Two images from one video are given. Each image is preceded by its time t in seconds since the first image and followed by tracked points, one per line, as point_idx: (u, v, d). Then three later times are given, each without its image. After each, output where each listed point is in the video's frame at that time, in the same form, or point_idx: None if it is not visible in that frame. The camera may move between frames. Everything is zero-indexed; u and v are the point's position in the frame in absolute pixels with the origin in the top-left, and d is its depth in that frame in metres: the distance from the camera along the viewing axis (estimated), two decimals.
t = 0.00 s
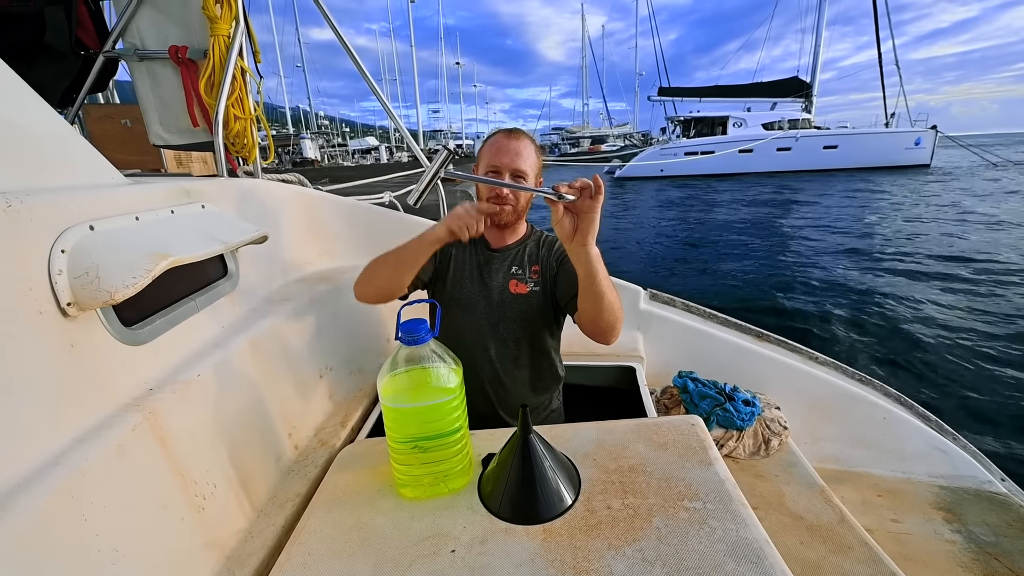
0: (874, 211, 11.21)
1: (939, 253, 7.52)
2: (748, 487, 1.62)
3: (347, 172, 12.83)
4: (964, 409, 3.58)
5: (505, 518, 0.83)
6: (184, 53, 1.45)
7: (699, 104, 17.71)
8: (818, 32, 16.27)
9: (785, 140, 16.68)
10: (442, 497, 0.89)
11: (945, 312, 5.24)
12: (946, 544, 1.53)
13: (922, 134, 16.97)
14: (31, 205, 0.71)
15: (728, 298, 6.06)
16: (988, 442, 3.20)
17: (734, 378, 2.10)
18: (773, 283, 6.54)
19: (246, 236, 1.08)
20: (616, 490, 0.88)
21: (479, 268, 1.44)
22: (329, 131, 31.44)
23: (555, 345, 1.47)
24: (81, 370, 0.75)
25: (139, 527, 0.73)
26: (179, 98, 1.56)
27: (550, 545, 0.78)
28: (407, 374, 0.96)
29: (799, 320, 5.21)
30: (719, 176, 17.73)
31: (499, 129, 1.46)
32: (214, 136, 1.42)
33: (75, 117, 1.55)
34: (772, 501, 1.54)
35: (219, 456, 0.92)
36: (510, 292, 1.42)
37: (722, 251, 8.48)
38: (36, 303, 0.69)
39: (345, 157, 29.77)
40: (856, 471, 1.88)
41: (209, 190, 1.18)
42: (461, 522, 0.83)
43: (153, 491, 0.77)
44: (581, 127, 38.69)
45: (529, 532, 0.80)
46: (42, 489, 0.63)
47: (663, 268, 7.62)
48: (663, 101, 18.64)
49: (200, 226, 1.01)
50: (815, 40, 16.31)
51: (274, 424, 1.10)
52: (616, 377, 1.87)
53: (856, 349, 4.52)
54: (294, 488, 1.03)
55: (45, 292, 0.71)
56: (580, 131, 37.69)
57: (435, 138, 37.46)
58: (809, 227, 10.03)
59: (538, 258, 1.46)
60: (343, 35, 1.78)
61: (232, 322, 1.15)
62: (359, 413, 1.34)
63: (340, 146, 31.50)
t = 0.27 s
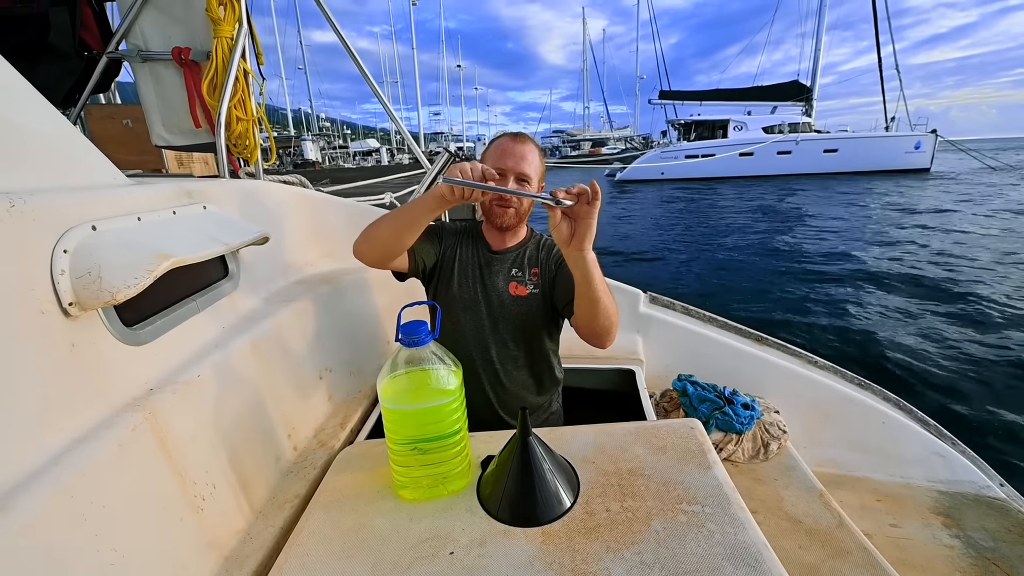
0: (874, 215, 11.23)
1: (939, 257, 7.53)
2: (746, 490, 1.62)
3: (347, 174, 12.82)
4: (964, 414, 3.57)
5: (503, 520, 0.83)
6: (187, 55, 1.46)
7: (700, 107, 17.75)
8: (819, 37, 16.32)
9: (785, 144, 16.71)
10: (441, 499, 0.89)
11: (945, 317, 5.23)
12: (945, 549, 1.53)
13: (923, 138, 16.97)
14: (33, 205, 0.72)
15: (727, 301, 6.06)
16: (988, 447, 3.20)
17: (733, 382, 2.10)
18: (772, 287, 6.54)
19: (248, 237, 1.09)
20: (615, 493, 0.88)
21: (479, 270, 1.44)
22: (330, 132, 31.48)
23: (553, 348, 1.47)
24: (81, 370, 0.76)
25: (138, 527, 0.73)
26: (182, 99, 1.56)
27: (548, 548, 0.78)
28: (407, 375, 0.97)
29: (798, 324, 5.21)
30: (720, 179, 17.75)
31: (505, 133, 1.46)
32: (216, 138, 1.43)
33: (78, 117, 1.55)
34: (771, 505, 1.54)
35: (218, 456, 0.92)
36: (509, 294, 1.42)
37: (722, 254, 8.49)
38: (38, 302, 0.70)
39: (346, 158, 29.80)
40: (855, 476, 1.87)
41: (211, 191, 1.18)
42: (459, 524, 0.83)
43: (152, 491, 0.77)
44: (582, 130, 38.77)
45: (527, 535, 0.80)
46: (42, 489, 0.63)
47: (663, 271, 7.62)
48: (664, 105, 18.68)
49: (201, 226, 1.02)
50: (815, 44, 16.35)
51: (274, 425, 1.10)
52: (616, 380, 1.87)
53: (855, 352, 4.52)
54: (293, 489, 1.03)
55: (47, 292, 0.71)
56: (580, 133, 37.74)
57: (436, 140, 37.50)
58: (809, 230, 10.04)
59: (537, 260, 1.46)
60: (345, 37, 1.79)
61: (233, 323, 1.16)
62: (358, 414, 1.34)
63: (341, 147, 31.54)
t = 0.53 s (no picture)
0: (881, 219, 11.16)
1: (948, 261, 7.46)
2: (756, 499, 1.60)
3: (353, 183, 12.92)
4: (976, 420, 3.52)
5: (510, 531, 0.82)
6: (196, 69, 1.48)
7: (704, 113, 17.77)
8: (822, 42, 16.33)
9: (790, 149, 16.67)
10: (447, 510, 0.89)
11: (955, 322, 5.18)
12: (960, 559, 1.51)
13: (930, 143, 16.89)
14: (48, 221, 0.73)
15: (734, 307, 6.02)
16: (1001, 454, 3.15)
17: (740, 389, 2.08)
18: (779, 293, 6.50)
19: (255, 248, 1.10)
20: (622, 503, 0.88)
21: (484, 278, 1.45)
22: (336, 143, 31.74)
23: (558, 356, 1.46)
24: (93, 382, 0.76)
25: (148, 539, 0.74)
26: (190, 113, 1.59)
27: (556, 560, 0.77)
28: (412, 386, 0.97)
29: (806, 330, 5.17)
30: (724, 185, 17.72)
31: (509, 144, 1.47)
32: (224, 150, 1.45)
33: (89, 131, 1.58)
34: (781, 514, 1.52)
35: (226, 467, 0.93)
36: (515, 302, 1.42)
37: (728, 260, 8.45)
38: (52, 316, 0.71)
39: (352, 168, 30.04)
40: (866, 484, 1.85)
41: (219, 204, 1.20)
42: (466, 535, 0.83)
43: (161, 503, 0.78)
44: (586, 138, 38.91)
45: (535, 546, 0.80)
46: (54, 502, 0.64)
47: (669, 278, 7.60)
48: (667, 111, 18.71)
49: (210, 239, 1.03)
50: (818, 49, 16.37)
51: (281, 435, 1.11)
52: (622, 388, 1.86)
53: (864, 358, 4.47)
54: (300, 500, 1.03)
55: (61, 306, 0.72)
56: (584, 141, 37.86)
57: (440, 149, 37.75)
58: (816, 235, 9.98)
59: (542, 268, 1.47)
60: (349, 50, 1.81)
61: (240, 333, 1.17)
62: (364, 424, 1.34)
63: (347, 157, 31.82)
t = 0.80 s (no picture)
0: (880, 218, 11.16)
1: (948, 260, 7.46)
2: (758, 499, 1.60)
3: (352, 185, 12.91)
4: (978, 419, 3.52)
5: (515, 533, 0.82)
6: (196, 72, 1.48)
7: (703, 113, 17.78)
8: (820, 42, 16.35)
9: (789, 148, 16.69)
10: (452, 511, 0.89)
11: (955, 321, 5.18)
12: (963, 557, 1.51)
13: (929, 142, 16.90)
14: (50, 225, 0.73)
15: (734, 307, 6.02)
16: (1003, 453, 3.16)
17: (743, 388, 2.08)
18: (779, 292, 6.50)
19: (257, 251, 1.10)
20: (626, 504, 0.87)
21: (488, 280, 1.45)
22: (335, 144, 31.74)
23: (561, 357, 1.46)
24: (96, 386, 0.76)
25: (151, 543, 0.73)
26: (190, 115, 1.58)
27: (561, 561, 0.77)
28: (416, 388, 0.97)
29: (806, 329, 5.17)
30: (723, 184, 17.73)
31: (511, 145, 1.47)
32: (225, 153, 1.44)
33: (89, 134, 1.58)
34: (784, 514, 1.52)
35: (229, 470, 0.93)
36: (518, 303, 1.42)
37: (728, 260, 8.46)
38: (54, 321, 0.70)
39: (351, 169, 30.03)
40: (869, 483, 1.85)
41: (220, 206, 1.19)
42: (470, 537, 0.83)
43: (164, 506, 0.78)
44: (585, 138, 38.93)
45: (539, 547, 0.80)
46: (57, 506, 0.64)
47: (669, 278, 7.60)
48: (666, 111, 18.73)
49: (212, 242, 1.03)
50: (817, 49, 16.38)
51: (284, 438, 1.10)
52: (624, 388, 1.86)
53: (865, 357, 4.47)
54: (303, 502, 1.03)
55: (63, 310, 0.72)
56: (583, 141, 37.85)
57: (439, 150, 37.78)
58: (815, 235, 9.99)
59: (545, 269, 1.46)
60: (350, 51, 1.81)
61: (243, 336, 1.16)
62: (367, 426, 1.34)
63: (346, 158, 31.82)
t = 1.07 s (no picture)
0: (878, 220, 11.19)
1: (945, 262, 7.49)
2: (759, 500, 1.60)
3: (350, 185, 12.91)
4: (976, 420, 3.53)
5: (516, 534, 0.82)
6: (195, 71, 1.48)
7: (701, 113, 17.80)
8: (818, 43, 16.39)
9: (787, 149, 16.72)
10: (453, 513, 0.88)
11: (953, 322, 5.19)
12: (962, 557, 1.51)
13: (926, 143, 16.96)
14: (48, 225, 0.72)
15: (732, 308, 6.03)
16: (1001, 454, 3.16)
17: (744, 389, 2.08)
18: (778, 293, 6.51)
19: (256, 251, 1.09)
20: (628, 505, 0.87)
21: (488, 280, 1.44)
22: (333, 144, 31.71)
23: (562, 358, 1.45)
24: (94, 387, 0.76)
25: (150, 544, 0.73)
26: (189, 114, 1.57)
27: (563, 562, 0.77)
28: (417, 388, 0.96)
29: (805, 330, 5.18)
30: (722, 185, 17.75)
31: (511, 145, 1.47)
32: (224, 152, 1.44)
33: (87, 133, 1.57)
34: (785, 515, 1.52)
35: (229, 471, 0.92)
36: (519, 304, 1.42)
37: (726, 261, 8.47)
38: (52, 322, 0.70)
39: (349, 169, 29.99)
40: (869, 483, 1.85)
41: (220, 206, 1.19)
42: (472, 539, 0.82)
43: (163, 508, 0.77)
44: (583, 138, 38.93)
45: (541, 548, 0.80)
46: (56, 509, 0.63)
47: (667, 279, 7.60)
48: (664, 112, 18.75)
49: (211, 242, 1.02)
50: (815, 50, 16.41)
51: (284, 439, 1.10)
52: (625, 389, 1.86)
53: (863, 359, 4.48)
54: (304, 504, 1.02)
55: (60, 311, 0.71)
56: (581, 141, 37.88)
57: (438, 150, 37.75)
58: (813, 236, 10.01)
59: (546, 270, 1.46)
60: (350, 51, 1.80)
61: (243, 336, 1.16)
62: (368, 427, 1.33)
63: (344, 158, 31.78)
